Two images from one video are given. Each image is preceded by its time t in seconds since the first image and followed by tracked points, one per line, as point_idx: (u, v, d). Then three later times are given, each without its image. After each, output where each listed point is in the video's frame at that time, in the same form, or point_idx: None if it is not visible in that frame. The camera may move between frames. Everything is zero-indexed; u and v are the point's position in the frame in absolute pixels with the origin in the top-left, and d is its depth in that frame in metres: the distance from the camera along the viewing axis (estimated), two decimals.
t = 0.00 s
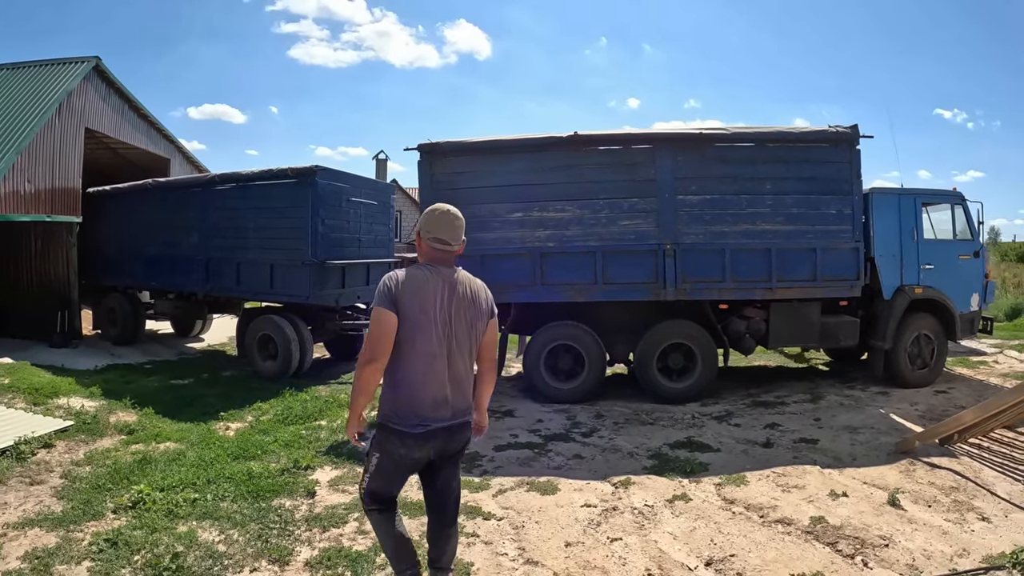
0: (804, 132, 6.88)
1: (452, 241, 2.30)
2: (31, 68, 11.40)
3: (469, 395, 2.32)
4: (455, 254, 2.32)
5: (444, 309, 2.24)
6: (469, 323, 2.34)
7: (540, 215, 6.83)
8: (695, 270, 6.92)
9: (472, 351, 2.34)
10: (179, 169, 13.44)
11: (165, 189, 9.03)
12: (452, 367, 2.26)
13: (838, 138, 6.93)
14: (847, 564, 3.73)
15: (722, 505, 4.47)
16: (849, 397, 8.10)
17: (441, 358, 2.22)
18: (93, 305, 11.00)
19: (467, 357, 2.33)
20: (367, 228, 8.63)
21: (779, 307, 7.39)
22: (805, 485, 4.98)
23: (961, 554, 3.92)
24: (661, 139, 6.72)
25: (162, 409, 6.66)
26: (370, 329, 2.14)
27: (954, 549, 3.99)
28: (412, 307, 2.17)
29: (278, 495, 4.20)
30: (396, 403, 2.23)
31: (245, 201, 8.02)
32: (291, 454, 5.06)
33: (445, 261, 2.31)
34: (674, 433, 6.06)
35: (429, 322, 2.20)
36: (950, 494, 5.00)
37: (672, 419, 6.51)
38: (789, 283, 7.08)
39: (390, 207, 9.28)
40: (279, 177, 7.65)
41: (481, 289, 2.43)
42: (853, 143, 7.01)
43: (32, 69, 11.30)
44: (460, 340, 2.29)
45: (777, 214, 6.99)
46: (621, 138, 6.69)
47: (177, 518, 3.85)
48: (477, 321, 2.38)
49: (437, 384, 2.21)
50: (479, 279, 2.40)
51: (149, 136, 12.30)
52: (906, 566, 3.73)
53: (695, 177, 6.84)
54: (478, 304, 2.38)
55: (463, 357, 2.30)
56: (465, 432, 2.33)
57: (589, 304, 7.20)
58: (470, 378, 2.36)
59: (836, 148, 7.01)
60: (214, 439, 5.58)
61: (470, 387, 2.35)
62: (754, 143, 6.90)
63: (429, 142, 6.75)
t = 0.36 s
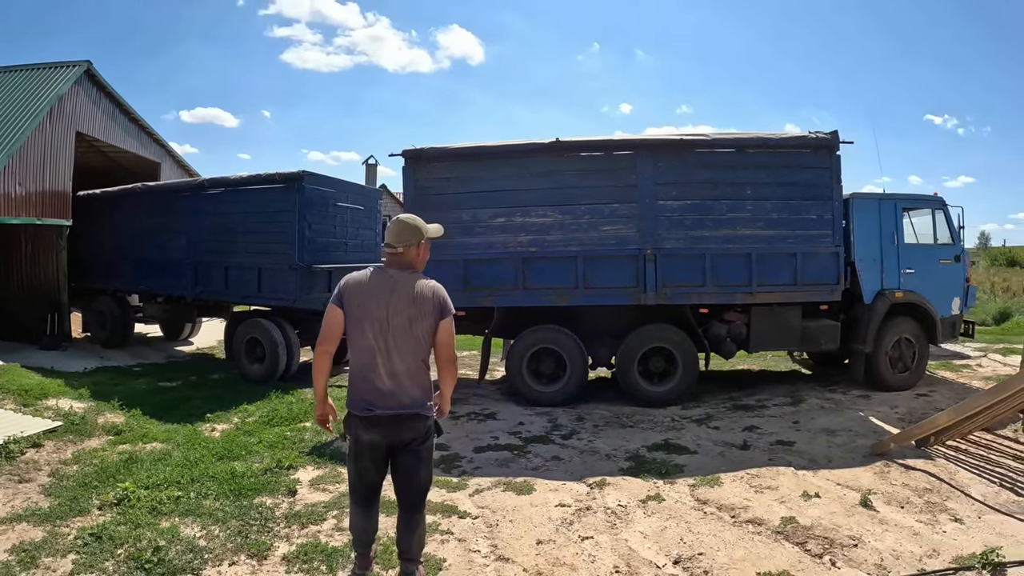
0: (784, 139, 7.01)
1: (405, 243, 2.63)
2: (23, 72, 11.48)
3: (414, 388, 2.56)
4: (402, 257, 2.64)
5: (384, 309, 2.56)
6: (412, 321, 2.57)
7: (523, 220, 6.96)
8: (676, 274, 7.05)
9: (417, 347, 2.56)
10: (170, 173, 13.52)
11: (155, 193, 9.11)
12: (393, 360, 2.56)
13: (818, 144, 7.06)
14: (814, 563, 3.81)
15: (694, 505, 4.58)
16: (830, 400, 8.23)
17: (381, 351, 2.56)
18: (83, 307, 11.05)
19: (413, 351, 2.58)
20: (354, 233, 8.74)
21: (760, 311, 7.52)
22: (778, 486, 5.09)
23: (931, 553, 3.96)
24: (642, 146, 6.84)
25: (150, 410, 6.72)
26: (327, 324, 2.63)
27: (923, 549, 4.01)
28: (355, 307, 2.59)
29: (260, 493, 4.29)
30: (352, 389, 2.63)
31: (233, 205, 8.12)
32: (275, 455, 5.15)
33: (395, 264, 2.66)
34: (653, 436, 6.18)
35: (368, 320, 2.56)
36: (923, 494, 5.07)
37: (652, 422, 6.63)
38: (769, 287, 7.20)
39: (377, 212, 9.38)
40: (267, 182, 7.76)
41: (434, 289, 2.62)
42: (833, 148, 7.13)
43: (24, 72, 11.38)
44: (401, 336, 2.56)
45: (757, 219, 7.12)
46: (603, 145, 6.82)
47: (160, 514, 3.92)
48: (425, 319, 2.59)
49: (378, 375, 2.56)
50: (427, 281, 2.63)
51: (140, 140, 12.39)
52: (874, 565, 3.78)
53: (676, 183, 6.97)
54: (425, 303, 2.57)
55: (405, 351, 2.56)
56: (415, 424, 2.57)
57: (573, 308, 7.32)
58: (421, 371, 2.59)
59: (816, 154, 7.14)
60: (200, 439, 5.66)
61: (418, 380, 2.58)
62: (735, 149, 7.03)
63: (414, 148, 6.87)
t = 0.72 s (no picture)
0: (778, 141, 7.06)
1: (374, 245, 2.82)
2: (20, 74, 11.52)
3: (380, 381, 2.73)
4: (371, 258, 2.83)
5: (352, 308, 2.76)
6: (375, 317, 2.71)
7: (518, 223, 7.02)
8: (670, 276, 7.10)
9: (380, 343, 2.71)
10: (168, 176, 13.56)
11: (152, 196, 9.16)
12: (360, 355, 2.75)
13: (812, 146, 7.12)
14: (805, 563, 3.84)
15: (686, 505, 4.63)
16: (824, 402, 8.27)
17: (352, 347, 2.77)
18: (81, 309, 11.08)
19: (379, 346, 2.73)
20: (351, 236, 8.79)
21: (754, 313, 7.58)
22: (770, 486, 5.13)
23: (922, 553, 3.99)
24: (637, 148, 6.90)
25: (147, 412, 6.75)
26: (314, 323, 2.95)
27: (914, 549, 4.05)
28: (331, 306, 2.84)
29: (255, 493, 4.33)
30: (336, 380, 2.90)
31: (230, 207, 8.16)
32: (271, 456, 5.18)
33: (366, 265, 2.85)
34: (646, 437, 6.23)
35: (340, 317, 2.81)
36: (915, 495, 5.10)
37: (646, 423, 6.68)
38: (763, 289, 7.25)
39: (373, 215, 9.44)
40: (264, 185, 7.81)
41: (397, 286, 2.73)
42: (827, 151, 7.19)
43: (22, 75, 11.42)
44: (366, 332, 2.73)
45: (751, 221, 7.17)
46: (598, 148, 6.88)
47: (157, 514, 3.96)
48: (387, 315, 2.71)
49: (352, 368, 2.78)
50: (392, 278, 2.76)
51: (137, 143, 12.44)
52: (864, 565, 3.82)
53: (670, 186, 7.03)
54: (385, 300, 2.70)
55: (370, 347, 2.74)
56: (383, 415, 2.74)
57: (568, 310, 7.37)
58: (389, 365, 2.74)
59: (810, 156, 7.20)
60: (197, 440, 5.70)
61: (387, 373, 2.74)
62: (729, 152, 7.08)
63: (409, 151, 6.93)
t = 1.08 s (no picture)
0: (774, 144, 7.11)
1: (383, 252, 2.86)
2: (18, 78, 11.53)
3: (382, 383, 2.80)
4: (381, 264, 2.89)
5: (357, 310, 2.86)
6: (376, 319, 2.81)
7: (515, 226, 7.05)
8: (667, 279, 7.14)
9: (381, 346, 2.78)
10: (165, 179, 13.58)
11: (150, 200, 9.17)
12: (363, 356, 2.85)
13: (808, 149, 7.16)
14: (801, 563, 3.87)
15: (683, 507, 4.65)
16: (820, 403, 8.31)
17: (358, 348, 2.88)
18: (78, 313, 11.07)
19: (380, 347, 2.82)
20: (348, 239, 8.82)
21: (750, 316, 7.62)
22: (766, 488, 5.16)
23: (917, 553, 4.02)
24: (633, 152, 6.94)
25: (145, 416, 6.76)
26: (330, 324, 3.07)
27: (909, 549, 4.08)
28: (342, 309, 2.98)
29: (254, 496, 4.35)
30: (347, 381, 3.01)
31: (228, 211, 8.19)
32: (270, 459, 5.20)
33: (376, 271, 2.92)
34: (643, 439, 6.25)
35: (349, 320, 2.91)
36: (911, 495, 5.13)
37: (643, 425, 6.71)
38: (760, 291, 7.29)
39: (371, 218, 9.47)
40: (261, 189, 7.84)
41: (399, 289, 2.81)
42: (822, 154, 7.24)
43: (20, 78, 11.43)
44: (368, 334, 2.83)
45: (748, 224, 7.21)
46: (594, 151, 6.92)
47: (157, 517, 3.98)
48: (390, 318, 2.78)
49: (357, 368, 2.89)
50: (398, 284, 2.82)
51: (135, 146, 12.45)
52: (860, 565, 3.85)
53: (666, 190, 7.07)
54: (388, 305, 2.76)
55: (373, 349, 2.81)
56: (385, 416, 2.81)
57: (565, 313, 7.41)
58: (390, 367, 2.81)
59: (806, 159, 7.24)
60: (196, 443, 5.72)
61: (387, 374, 2.80)
62: (725, 155, 7.12)
63: (406, 154, 6.97)
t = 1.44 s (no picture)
0: (769, 149, 7.15)
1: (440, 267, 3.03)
2: (10, 78, 11.44)
3: (434, 394, 3.01)
4: (435, 279, 3.07)
5: (412, 324, 3.05)
6: (430, 333, 2.99)
7: (510, 230, 7.06)
8: (662, 283, 7.17)
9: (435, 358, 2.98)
10: (158, 181, 13.51)
11: (144, 202, 9.12)
12: (416, 368, 3.05)
13: (802, 154, 7.20)
14: (801, 564, 3.88)
15: (682, 509, 4.66)
16: (815, 406, 8.35)
17: (410, 359, 3.08)
18: (70, 316, 10.97)
19: (434, 360, 3.01)
20: (343, 242, 8.80)
21: (745, 319, 7.65)
22: (764, 490, 5.18)
23: (915, 553, 4.05)
24: (629, 157, 6.97)
25: (140, 419, 6.71)
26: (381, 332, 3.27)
27: (907, 549, 4.11)
28: (395, 320, 3.16)
29: (252, 501, 4.32)
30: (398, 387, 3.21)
31: (222, 214, 8.15)
32: (266, 463, 5.17)
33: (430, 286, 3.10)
34: (640, 442, 6.27)
35: (402, 331, 3.11)
36: (907, 497, 5.17)
37: (640, 429, 6.72)
38: (754, 295, 7.33)
39: (365, 221, 9.45)
40: (256, 192, 7.81)
41: (453, 306, 2.98)
42: (816, 159, 7.28)
43: (12, 79, 11.34)
44: (422, 347, 3.02)
45: (742, 228, 7.25)
46: (590, 155, 6.94)
47: (154, 523, 3.94)
48: (443, 334, 2.97)
49: (409, 379, 3.08)
50: (450, 300, 2.99)
51: (128, 148, 12.38)
52: (859, 565, 3.87)
53: (662, 194, 7.09)
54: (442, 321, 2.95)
55: (426, 361, 3.01)
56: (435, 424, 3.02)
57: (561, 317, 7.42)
58: (442, 380, 3.00)
59: (800, 164, 7.28)
60: (192, 448, 5.68)
61: (439, 386, 3.00)
62: (720, 160, 7.16)
63: (402, 158, 6.96)
